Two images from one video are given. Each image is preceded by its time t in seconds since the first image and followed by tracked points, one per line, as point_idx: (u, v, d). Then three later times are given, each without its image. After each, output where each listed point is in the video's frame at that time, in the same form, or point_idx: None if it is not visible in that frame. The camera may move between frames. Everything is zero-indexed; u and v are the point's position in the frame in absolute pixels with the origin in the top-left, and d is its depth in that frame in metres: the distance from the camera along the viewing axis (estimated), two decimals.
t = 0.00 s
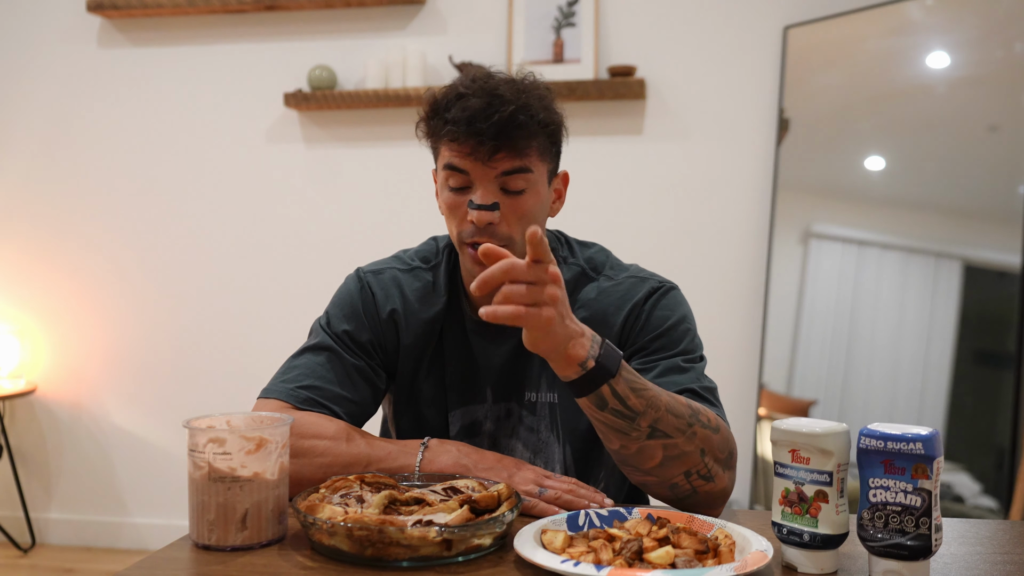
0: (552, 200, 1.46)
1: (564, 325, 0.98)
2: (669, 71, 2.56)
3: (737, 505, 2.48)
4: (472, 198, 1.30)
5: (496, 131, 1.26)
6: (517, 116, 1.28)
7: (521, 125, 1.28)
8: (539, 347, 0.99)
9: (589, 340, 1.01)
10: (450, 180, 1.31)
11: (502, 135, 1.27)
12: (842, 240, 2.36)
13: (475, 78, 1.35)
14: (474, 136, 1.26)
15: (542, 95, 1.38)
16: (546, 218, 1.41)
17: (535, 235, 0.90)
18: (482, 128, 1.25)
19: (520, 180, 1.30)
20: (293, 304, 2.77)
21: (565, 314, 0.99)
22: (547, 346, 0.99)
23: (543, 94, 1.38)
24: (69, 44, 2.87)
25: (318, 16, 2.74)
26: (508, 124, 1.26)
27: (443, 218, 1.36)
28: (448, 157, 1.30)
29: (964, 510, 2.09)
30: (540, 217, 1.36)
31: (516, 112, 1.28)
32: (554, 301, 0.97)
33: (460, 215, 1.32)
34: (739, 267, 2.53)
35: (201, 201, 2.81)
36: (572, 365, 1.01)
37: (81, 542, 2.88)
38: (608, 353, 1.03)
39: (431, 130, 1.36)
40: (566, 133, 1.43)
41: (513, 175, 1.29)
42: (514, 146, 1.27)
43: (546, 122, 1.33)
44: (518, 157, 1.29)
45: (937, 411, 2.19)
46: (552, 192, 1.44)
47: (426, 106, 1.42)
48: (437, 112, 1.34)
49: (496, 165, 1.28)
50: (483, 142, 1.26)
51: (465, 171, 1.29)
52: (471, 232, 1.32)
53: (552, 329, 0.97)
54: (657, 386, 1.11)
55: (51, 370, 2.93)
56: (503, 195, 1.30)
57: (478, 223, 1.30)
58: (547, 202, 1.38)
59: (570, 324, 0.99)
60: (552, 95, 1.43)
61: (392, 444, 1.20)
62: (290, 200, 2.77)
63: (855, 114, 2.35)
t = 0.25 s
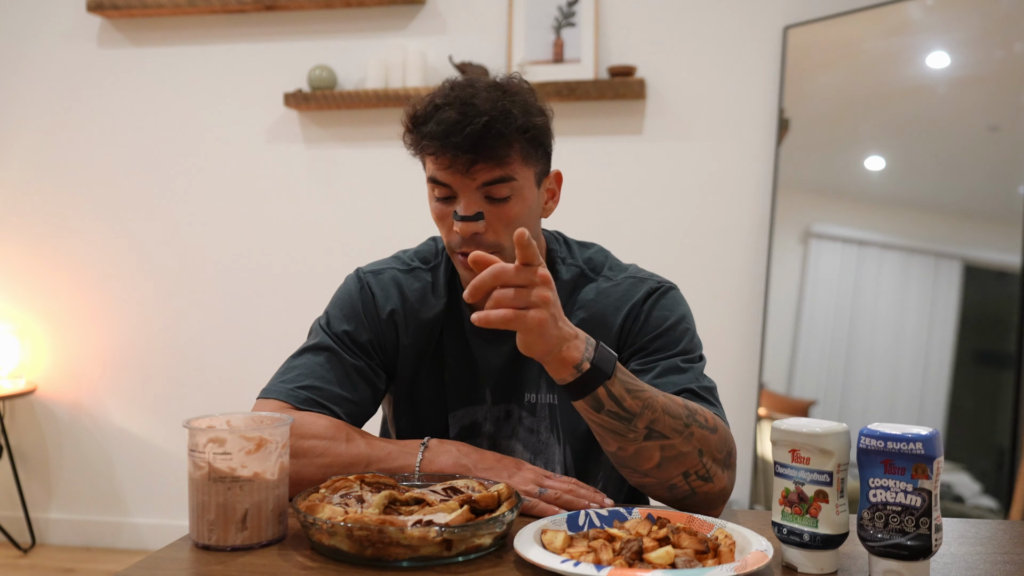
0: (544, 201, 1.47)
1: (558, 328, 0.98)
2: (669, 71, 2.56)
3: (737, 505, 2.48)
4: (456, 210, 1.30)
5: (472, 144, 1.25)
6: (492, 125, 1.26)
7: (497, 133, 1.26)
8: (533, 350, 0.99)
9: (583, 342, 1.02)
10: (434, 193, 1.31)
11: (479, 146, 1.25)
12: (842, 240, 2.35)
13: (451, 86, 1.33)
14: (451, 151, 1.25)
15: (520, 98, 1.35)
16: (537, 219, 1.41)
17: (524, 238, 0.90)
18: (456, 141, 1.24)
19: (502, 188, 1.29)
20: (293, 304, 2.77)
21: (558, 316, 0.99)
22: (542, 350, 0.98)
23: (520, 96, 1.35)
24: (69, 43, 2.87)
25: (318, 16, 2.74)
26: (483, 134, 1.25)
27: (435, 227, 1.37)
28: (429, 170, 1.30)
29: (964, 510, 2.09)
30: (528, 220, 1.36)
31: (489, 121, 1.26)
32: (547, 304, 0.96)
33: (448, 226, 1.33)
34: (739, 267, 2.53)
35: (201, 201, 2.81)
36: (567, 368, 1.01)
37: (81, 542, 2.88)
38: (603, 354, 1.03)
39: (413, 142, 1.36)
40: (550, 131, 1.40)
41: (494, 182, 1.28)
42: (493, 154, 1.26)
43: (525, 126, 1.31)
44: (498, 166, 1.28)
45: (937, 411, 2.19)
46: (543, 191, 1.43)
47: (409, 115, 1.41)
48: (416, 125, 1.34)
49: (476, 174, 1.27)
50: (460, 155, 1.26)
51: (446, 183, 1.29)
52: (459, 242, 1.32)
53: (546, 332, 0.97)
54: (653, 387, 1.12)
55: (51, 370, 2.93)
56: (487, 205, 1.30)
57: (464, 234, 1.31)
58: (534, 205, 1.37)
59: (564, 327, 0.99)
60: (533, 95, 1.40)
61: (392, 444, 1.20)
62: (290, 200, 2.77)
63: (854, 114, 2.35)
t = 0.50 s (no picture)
0: (538, 200, 1.46)
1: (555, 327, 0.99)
2: (669, 71, 2.56)
3: (737, 505, 2.48)
4: (444, 213, 1.30)
5: (453, 148, 1.25)
6: (472, 128, 1.26)
7: (477, 136, 1.26)
8: (531, 349, 0.99)
9: (581, 342, 1.02)
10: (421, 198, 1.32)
11: (460, 149, 1.25)
12: (842, 240, 2.35)
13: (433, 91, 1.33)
14: (433, 156, 1.25)
15: (504, 98, 1.34)
16: (530, 218, 1.40)
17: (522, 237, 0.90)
18: (437, 146, 1.24)
19: (487, 190, 1.29)
20: (294, 303, 2.77)
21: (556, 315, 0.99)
22: (539, 349, 0.99)
23: (502, 95, 1.34)
24: (69, 44, 2.87)
25: (318, 16, 2.74)
26: (464, 137, 1.25)
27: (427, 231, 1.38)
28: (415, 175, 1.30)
29: (964, 510, 2.09)
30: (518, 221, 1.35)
31: (468, 123, 1.26)
32: (545, 303, 0.97)
33: (437, 230, 1.34)
34: (739, 267, 2.53)
35: (200, 201, 2.81)
36: (565, 367, 1.01)
37: (81, 542, 2.88)
38: (601, 354, 1.04)
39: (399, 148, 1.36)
40: (538, 129, 1.39)
41: (479, 185, 1.28)
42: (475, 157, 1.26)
43: (509, 126, 1.30)
44: (482, 168, 1.28)
45: (937, 411, 2.19)
46: (536, 190, 1.43)
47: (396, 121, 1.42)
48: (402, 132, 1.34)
49: (461, 177, 1.28)
50: (442, 159, 1.26)
51: (433, 188, 1.29)
52: (449, 246, 1.33)
53: (543, 331, 0.97)
54: (651, 387, 1.12)
55: (52, 370, 2.93)
56: (473, 207, 1.30)
57: (453, 237, 1.31)
58: (524, 204, 1.37)
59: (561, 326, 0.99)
60: (519, 94, 1.39)
61: (392, 444, 1.20)
62: (290, 200, 2.77)
63: (854, 114, 2.35)
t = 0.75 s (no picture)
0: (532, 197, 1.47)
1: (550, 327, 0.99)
2: (670, 71, 2.56)
3: (737, 505, 2.48)
4: (437, 212, 1.31)
5: (442, 146, 1.25)
6: (461, 126, 1.26)
7: (467, 134, 1.26)
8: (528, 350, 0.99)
9: (579, 341, 1.02)
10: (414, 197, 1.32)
11: (449, 148, 1.25)
12: (842, 240, 2.36)
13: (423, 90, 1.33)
14: (423, 155, 1.25)
15: (493, 94, 1.34)
16: (524, 215, 1.40)
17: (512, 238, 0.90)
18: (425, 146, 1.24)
19: (478, 188, 1.29)
20: (294, 304, 2.77)
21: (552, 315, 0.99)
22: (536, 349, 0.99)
23: (490, 91, 1.34)
24: (69, 44, 2.87)
25: (318, 16, 2.74)
26: (452, 137, 1.25)
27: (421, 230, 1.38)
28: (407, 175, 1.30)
29: (964, 510, 2.09)
30: (511, 217, 1.35)
31: (457, 121, 1.25)
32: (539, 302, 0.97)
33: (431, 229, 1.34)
34: (739, 267, 2.53)
35: (200, 201, 2.81)
36: (563, 367, 1.02)
37: (81, 542, 2.88)
38: (598, 353, 1.04)
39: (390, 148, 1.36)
40: (529, 125, 1.38)
41: (471, 183, 1.28)
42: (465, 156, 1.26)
43: (498, 123, 1.30)
44: (473, 165, 1.28)
45: (937, 411, 2.19)
46: (529, 187, 1.43)
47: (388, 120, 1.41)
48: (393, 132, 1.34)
49: (453, 176, 1.28)
50: (433, 158, 1.26)
51: (424, 187, 1.29)
52: (443, 244, 1.33)
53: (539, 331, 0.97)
54: (650, 387, 1.12)
55: (52, 370, 2.93)
56: (465, 205, 1.30)
57: (446, 236, 1.31)
58: (518, 200, 1.36)
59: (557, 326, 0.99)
60: (507, 90, 1.38)
61: (392, 444, 1.20)
62: (290, 200, 2.77)
63: (854, 114, 2.35)
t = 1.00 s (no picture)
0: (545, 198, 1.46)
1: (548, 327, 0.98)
2: (669, 71, 2.56)
3: (737, 505, 2.48)
4: (478, 204, 1.30)
5: (496, 138, 1.25)
6: (515, 120, 1.27)
7: (519, 129, 1.27)
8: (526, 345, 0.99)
9: (582, 339, 1.01)
10: (453, 188, 1.30)
11: (503, 141, 1.26)
12: (841, 240, 2.36)
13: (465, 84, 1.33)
14: (475, 144, 1.26)
15: (531, 96, 1.37)
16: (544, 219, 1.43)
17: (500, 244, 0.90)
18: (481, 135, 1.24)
19: (521, 184, 1.30)
20: (294, 303, 2.77)
21: (549, 317, 0.98)
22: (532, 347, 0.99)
23: (533, 96, 1.38)
24: (69, 44, 2.87)
25: (318, 16, 2.74)
26: (509, 130, 1.26)
27: (443, 224, 1.36)
28: (449, 164, 1.28)
29: (964, 510, 2.09)
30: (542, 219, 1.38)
31: (514, 115, 1.27)
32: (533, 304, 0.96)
33: (465, 222, 1.32)
34: (739, 267, 2.53)
35: (200, 201, 2.81)
36: (562, 365, 1.01)
37: (81, 542, 2.88)
38: (600, 353, 1.03)
39: (424, 138, 1.34)
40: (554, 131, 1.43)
41: (515, 178, 1.29)
42: (514, 151, 1.27)
43: (541, 122, 1.33)
44: (520, 160, 1.29)
45: (937, 411, 2.19)
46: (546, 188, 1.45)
47: (416, 111, 1.39)
48: (430, 120, 1.32)
49: (497, 170, 1.28)
50: (484, 149, 1.26)
51: (468, 178, 1.29)
52: (477, 238, 1.32)
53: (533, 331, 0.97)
54: (652, 385, 1.11)
55: (52, 370, 2.93)
56: (506, 199, 1.30)
57: (486, 229, 1.30)
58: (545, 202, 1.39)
59: (554, 327, 0.99)
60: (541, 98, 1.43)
61: (392, 444, 1.20)
62: (290, 200, 2.77)
63: (854, 114, 2.35)
